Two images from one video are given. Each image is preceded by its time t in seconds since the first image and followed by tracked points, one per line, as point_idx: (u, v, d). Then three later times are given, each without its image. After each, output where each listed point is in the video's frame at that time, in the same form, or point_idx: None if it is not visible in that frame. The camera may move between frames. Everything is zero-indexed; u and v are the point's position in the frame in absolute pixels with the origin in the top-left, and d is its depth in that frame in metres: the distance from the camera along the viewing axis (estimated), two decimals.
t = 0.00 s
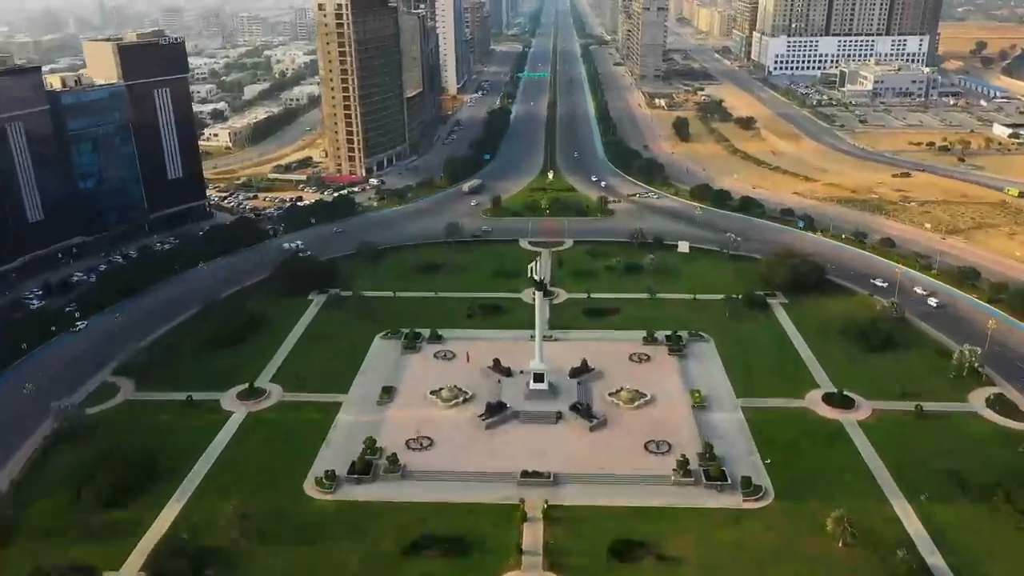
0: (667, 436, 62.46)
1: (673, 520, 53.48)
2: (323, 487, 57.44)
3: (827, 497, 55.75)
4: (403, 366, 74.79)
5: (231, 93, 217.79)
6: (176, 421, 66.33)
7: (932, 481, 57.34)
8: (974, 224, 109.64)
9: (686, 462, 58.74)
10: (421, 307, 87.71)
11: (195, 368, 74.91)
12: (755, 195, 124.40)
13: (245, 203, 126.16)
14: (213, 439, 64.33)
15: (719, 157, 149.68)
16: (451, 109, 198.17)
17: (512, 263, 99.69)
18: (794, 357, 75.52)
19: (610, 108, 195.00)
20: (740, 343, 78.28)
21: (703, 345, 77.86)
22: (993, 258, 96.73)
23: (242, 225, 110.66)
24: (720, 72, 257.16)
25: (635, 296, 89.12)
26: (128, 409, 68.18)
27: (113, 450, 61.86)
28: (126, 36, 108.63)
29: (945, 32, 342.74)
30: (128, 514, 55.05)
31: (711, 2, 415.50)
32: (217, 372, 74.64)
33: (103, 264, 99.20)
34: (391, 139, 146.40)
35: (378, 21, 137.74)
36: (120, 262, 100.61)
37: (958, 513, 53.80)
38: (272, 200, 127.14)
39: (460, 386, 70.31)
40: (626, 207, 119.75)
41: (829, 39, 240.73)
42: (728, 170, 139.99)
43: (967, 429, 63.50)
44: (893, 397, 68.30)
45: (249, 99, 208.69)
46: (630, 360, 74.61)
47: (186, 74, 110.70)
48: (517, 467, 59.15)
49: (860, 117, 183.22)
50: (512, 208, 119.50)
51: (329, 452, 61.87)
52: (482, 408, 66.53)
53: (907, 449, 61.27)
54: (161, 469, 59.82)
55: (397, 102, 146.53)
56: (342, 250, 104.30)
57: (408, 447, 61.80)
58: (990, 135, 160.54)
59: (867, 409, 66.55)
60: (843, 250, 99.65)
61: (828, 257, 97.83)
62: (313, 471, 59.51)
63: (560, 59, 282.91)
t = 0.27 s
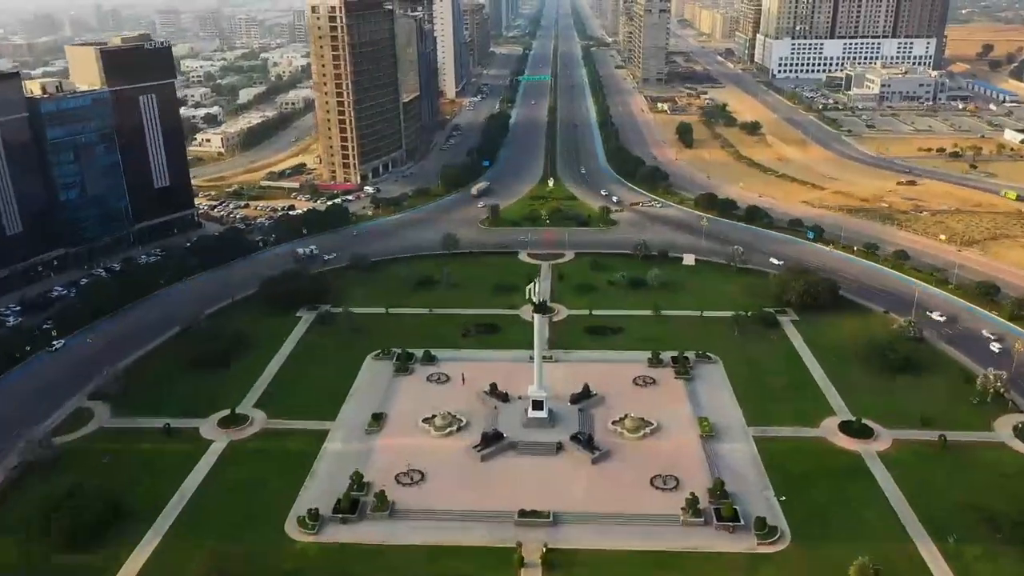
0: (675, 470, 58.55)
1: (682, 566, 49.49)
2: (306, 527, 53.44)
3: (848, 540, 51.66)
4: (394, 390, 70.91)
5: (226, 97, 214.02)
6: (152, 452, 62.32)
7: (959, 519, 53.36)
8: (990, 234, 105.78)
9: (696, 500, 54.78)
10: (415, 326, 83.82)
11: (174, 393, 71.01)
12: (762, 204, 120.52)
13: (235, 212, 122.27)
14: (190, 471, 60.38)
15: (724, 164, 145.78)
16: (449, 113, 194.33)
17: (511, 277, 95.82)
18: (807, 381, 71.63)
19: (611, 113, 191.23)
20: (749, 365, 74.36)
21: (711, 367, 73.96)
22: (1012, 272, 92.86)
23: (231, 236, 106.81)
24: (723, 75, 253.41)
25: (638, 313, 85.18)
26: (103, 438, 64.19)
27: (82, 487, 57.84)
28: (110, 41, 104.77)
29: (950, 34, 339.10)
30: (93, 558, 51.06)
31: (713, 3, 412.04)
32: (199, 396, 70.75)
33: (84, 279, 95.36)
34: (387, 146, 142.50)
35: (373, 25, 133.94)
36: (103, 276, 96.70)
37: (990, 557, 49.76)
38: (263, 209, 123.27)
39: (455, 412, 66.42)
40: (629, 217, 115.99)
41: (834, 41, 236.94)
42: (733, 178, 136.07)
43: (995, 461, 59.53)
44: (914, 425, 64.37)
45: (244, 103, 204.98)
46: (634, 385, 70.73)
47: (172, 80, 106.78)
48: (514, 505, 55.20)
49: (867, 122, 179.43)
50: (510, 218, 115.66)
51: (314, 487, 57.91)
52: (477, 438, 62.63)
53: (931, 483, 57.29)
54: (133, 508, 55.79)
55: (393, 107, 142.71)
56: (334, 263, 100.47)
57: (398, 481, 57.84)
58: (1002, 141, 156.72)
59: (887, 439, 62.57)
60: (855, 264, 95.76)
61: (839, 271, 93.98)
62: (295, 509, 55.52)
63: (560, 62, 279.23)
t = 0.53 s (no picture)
0: (683, 504, 54.56)
1: None
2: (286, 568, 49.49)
3: None
4: (385, 412, 66.96)
5: (220, 97, 209.83)
6: (124, 480, 58.37)
7: (992, 561, 49.19)
8: (1008, 241, 101.80)
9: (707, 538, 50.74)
10: (408, 340, 79.87)
11: (152, 414, 67.10)
12: (769, 208, 116.56)
13: (224, 217, 118.26)
14: (165, 501, 56.44)
15: (729, 166, 141.74)
16: (447, 113, 190.20)
17: (509, 286, 91.86)
18: (822, 402, 67.62)
19: (613, 112, 187.09)
20: (760, 385, 70.35)
21: (720, 387, 69.93)
22: None
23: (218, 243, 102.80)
24: (726, 73, 249.20)
25: (643, 327, 81.16)
26: (73, 465, 60.23)
27: (48, 522, 53.86)
28: (92, 40, 100.76)
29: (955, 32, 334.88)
30: None
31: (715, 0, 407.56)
32: (178, 418, 66.79)
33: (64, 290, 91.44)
34: (382, 147, 138.42)
35: (368, 23, 129.87)
36: (83, 286, 92.68)
37: None
38: (253, 213, 119.26)
39: (448, 437, 62.49)
40: (631, 223, 111.96)
41: (840, 38, 232.50)
42: (739, 180, 132.05)
43: None
44: (938, 451, 60.37)
45: (238, 103, 200.99)
46: (639, 407, 66.75)
47: (157, 80, 102.78)
48: (511, 543, 51.24)
49: (875, 122, 175.37)
50: (509, 224, 111.66)
51: (296, 521, 53.90)
52: (472, 467, 58.66)
53: (958, 516, 53.35)
54: (101, 545, 51.81)
55: (388, 108, 138.69)
56: (325, 271, 96.51)
57: (387, 515, 53.90)
58: (1014, 142, 152.69)
59: (909, 467, 58.56)
60: (868, 273, 91.68)
61: (852, 281, 89.94)
62: (275, 546, 51.52)
63: (561, 60, 274.97)
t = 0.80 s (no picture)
0: (693, 546, 50.39)
1: None
2: None
3: None
4: (373, 439, 62.82)
5: (213, 96, 205.48)
6: (92, 517, 54.22)
7: None
8: None
9: None
10: (400, 358, 75.70)
11: (127, 440, 62.98)
12: (777, 215, 112.42)
13: (212, 223, 114.03)
14: (134, 539, 52.31)
15: (735, 170, 137.48)
16: (445, 114, 185.81)
17: (507, 299, 87.70)
18: (840, 429, 63.42)
19: (615, 113, 182.70)
20: (773, 410, 66.19)
21: (730, 412, 65.69)
22: None
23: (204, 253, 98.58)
24: (730, 72, 244.64)
25: (648, 344, 76.93)
26: (37, 499, 56.07)
27: (6, 567, 49.67)
28: (72, 40, 96.47)
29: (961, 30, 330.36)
30: None
31: None
32: (153, 445, 62.69)
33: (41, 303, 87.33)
34: (377, 150, 134.09)
35: (362, 22, 125.48)
36: (61, 299, 88.43)
37: None
38: (242, 220, 115.00)
39: (441, 469, 58.33)
40: (635, 231, 107.67)
41: (846, 37, 227.82)
42: (745, 185, 127.76)
43: None
44: (966, 485, 56.12)
45: (232, 103, 196.66)
46: (644, 434, 62.58)
47: (140, 82, 98.47)
48: None
49: (884, 123, 170.98)
50: (507, 231, 107.42)
51: (273, 564, 49.74)
52: (466, 503, 54.48)
53: (992, 559, 49.13)
54: None
55: (383, 109, 134.36)
56: (315, 283, 92.31)
57: (372, 558, 49.76)
58: None
59: (936, 504, 54.34)
60: (884, 287, 87.38)
61: (867, 294, 85.65)
62: None
63: (562, 59, 270.39)
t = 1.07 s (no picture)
0: None
1: None
2: None
3: None
4: (359, 475, 58.38)
5: (206, 98, 201.08)
6: (51, 565, 49.83)
7: None
8: None
9: None
10: (391, 382, 71.26)
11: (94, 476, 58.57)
12: (787, 225, 108.00)
13: (198, 233, 109.48)
14: None
15: (742, 176, 133.01)
16: (443, 116, 181.38)
17: (504, 316, 83.27)
18: (862, 464, 58.93)
19: (617, 115, 178.22)
20: (789, 442, 61.73)
21: (743, 445, 61.22)
22: None
23: (187, 265, 94.06)
24: (734, 72, 240.12)
25: (653, 367, 72.46)
26: None
27: None
28: (49, 43, 91.97)
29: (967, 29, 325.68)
30: None
31: None
32: (122, 481, 58.25)
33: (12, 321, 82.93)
34: (371, 155, 129.56)
35: (354, 23, 120.97)
36: (35, 316, 84.06)
37: None
38: (229, 229, 110.51)
39: (431, 511, 53.88)
40: (638, 241, 103.18)
41: (852, 37, 223.21)
42: (752, 192, 123.29)
43: None
44: (1001, 530, 51.61)
45: (224, 105, 192.00)
46: (651, 470, 58.11)
47: (121, 87, 93.99)
48: None
49: (893, 126, 166.43)
50: (506, 242, 103.01)
51: None
52: (457, 551, 50.01)
53: None
54: None
55: (377, 113, 129.81)
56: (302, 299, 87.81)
57: None
58: None
59: (970, 553, 49.84)
60: (902, 303, 82.89)
61: (884, 312, 81.15)
62: None
63: (562, 59, 265.87)
